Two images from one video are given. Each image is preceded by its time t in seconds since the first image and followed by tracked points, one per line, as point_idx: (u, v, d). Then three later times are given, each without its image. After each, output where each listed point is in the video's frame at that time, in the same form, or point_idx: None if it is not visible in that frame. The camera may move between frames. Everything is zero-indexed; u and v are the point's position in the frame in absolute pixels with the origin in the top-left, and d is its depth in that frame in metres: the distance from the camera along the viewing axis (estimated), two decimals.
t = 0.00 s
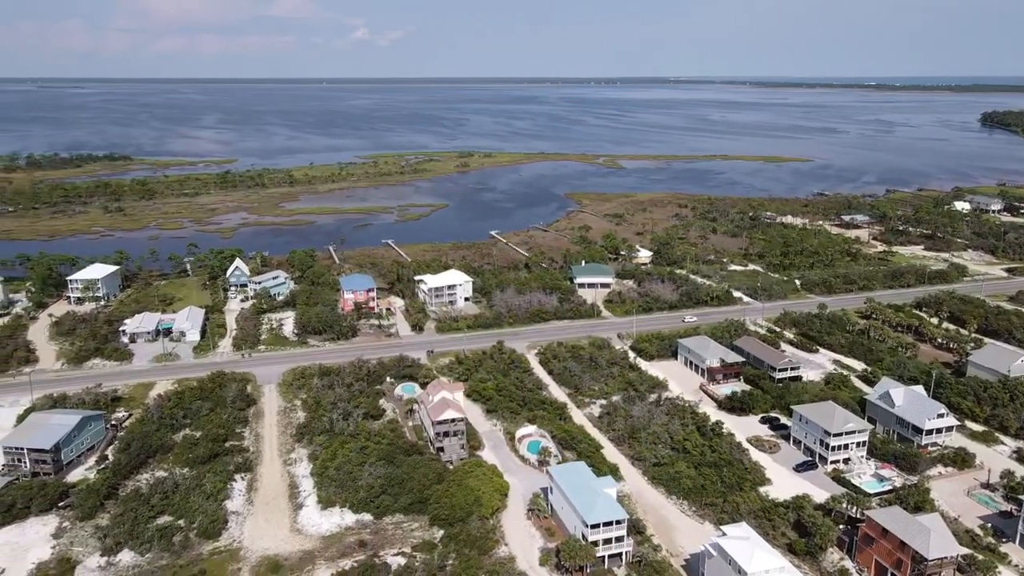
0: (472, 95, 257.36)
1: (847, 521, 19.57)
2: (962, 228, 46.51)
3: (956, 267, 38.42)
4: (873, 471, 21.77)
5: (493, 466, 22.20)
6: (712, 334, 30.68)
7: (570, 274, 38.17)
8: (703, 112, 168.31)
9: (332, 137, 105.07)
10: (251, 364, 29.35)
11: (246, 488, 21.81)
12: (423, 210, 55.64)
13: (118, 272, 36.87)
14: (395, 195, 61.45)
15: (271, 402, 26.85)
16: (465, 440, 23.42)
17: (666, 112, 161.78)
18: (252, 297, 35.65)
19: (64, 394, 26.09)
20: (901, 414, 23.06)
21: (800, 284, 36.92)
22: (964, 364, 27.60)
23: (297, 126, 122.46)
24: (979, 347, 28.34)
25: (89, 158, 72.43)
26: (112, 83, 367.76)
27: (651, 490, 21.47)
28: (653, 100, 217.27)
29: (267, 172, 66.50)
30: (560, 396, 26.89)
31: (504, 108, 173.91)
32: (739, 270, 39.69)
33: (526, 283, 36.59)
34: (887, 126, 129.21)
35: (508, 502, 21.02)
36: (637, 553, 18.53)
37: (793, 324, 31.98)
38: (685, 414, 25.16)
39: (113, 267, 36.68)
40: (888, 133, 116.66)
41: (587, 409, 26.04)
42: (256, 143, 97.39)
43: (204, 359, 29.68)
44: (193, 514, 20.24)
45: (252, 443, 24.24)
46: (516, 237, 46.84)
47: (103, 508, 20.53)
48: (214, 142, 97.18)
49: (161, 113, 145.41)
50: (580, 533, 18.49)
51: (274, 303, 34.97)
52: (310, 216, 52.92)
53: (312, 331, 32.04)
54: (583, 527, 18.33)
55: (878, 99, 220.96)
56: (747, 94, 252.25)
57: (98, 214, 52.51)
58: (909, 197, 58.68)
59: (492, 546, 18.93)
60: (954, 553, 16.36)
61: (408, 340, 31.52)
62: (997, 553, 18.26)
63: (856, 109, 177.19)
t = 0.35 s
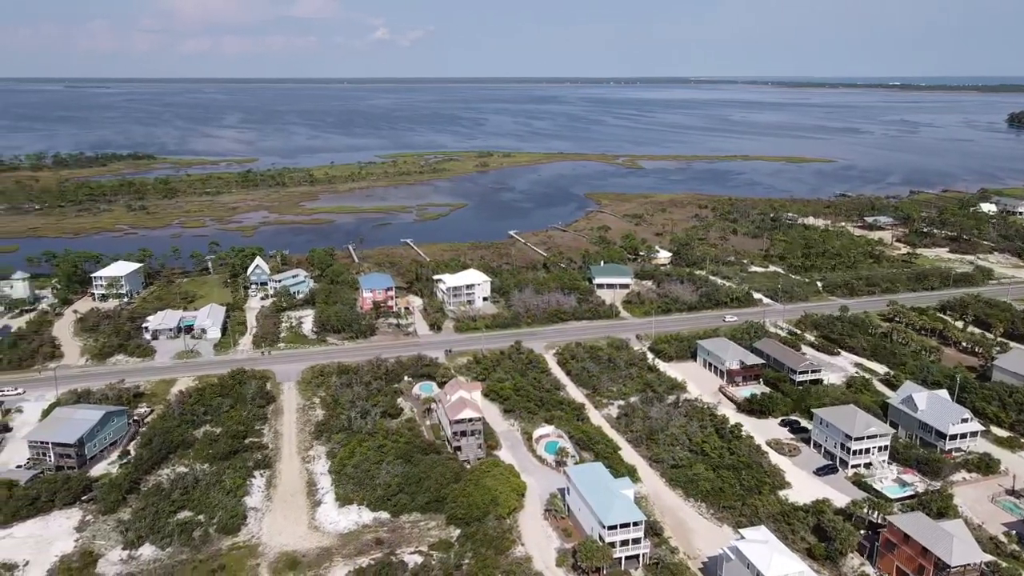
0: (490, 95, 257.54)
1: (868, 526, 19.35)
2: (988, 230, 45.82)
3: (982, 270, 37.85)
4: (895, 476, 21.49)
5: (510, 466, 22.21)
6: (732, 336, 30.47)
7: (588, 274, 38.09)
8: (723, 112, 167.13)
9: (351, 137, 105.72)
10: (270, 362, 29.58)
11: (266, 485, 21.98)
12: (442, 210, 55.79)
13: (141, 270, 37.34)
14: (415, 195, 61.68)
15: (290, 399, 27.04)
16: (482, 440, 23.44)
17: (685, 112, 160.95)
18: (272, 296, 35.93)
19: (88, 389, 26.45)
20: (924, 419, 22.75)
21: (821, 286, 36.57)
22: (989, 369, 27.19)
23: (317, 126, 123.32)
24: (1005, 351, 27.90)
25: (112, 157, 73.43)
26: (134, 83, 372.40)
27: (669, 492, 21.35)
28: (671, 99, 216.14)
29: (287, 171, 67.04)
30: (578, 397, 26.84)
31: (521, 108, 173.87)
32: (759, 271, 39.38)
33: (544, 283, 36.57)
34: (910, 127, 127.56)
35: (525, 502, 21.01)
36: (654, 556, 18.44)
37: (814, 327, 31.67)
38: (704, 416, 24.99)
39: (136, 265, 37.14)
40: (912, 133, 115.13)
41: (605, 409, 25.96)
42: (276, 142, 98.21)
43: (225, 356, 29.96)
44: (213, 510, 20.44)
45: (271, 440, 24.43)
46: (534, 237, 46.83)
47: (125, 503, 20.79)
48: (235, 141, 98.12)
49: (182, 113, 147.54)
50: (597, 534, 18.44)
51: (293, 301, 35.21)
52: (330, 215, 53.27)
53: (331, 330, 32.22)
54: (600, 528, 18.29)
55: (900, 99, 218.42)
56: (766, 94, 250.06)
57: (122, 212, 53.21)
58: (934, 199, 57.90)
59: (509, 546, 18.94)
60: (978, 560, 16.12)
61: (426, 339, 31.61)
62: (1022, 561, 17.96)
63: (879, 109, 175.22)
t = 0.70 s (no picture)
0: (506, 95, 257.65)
1: (888, 532, 19.12)
2: (1013, 233, 45.16)
3: (1006, 273, 37.31)
4: (915, 481, 21.23)
5: (526, 466, 22.20)
6: (750, 338, 30.27)
7: (606, 275, 38.01)
8: (741, 112, 166.02)
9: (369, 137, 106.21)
10: (288, 360, 29.79)
11: (283, 482, 22.13)
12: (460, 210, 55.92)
13: (162, 267, 37.76)
14: (433, 194, 61.86)
15: (308, 397, 27.21)
16: (498, 439, 23.46)
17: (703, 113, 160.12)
18: (290, 294, 36.18)
19: (109, 385, 26.78)
20: (946, 423, 22.46)
21: (841, 288, 36.24)
22: (1013, 373, 26.80)
23: (335, 126, 124.04)
24: None
25: (134, 156, 74.31)
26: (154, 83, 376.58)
27: (685, 494, 21.24)
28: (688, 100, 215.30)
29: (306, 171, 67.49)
30: (594, 397, 26.78)
31: (537, 108, 173.78)
32: (778, 273, 39.09)
33: (561, 283, 36.53)
34: (931, 127, 125.99)
35: (541, 502, 21.00)
36: (670, 558, 18.35)
37: (834, 329, 31.39)
38: (721, 418, 24.83)
39: (157, 263, 37.55)
40: (936, 134, 113.67)
41: (621, 411, 25.88)
42: (295, 142, 98.91)
43: (243, 354, 30.21)
44: (231, 506, 20.62)
45: (288, 437, 24.60)
46: (552, 237, 46.81)
47: (145, 498, 21.02)
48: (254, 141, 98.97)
49: (202, 112, 149.01)
50: (613, 536, 18.38)
51: (311, 300, 35.44)
52: (348, 214, 53.57)
53: (348, 328, 32.40)
54: (616, 529, 18.24)
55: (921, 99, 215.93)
56: (785, 95, 248.22)
57: (143, 211, 53.85)
58: (957, 200, 57.16)
59: (524, 546, 18.94)
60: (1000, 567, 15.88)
61: (443, 339, 31.69)
62: None
63: (900, 110, 173.35)
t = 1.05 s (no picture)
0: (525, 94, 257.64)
1: (912, 538, 18.84)
2: None
3: None
4: (940, 487, 20.91)
5: (545, 467, 22.17)
6: (772, 340, 30.01)
7: (626, 275, 37.87)
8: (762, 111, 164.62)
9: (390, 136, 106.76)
10: (308, 358, 30.02)
11: (303, 479, 22.29)
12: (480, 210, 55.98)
13: (186, 265, 38.21)
14: (453, 194, 62.02)
15: (328, 395, 27.39)
16: (517, 439, 23.46)
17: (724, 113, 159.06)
18: (311, 292, 36.45)
19: (133, 381, 27.16)
20: (972, 429, 22.11)
21: (866, 290, 35.82)
22: None
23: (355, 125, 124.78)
24: None
25: (158, 155, 75.30)
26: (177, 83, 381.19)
27: (704, 497, 21.10)
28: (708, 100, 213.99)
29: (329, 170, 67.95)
30: (613, 398, 26.69)
31: (556, 108, 173.63)
32: (801, 275, 38.71)
33: (581, 283, 36.45)
34: (958, 128, 124.13)
35: (559, 503, 20.97)
36: (689, 561, 18.23)
37: (858, 332, 31.02)
38: (742, 420, 24.64)
39: (181, 261, 38.01)
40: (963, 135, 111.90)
41: (641, 412, 25.78)
42: (316, 141, 99.68)
43: (265, 351, 30.47)
44: (252, 502, 20.80)
45: (308, 435, 24.77)
46: (572, 237, 46.73)
47: (167, 492, 21.27)
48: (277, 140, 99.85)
49: (224, 112, 150.67)
50: (631, 538, 18.30)
51: (332, 298, 35.68)
52: (369, 213, 53.87)
53: (368, 327, 32.59)
54: (634, 530, 18.16)
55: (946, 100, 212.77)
56: (806, 95, 245.76)
57: (167, 209, 54.54)
58: (985, 202, 56.23)
59: (542, 547, 18.92)
60: None
61: (463, 338, 31.76)
62: None
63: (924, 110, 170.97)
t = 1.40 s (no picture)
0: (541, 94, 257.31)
1: (934, 544, 18.56)
2: None
3: None
4: (964, 493, 20.58)
5: (562, 468, 22.14)
6: (792, 343, 29.76)
7: (645, 276, 37.75)
8: (783, 112, 163.53)
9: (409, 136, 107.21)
10: (327, 356, 30.21)
11: (321, 476, 22.42)
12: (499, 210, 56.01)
13: (207, 263, 38.61)
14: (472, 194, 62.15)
15: (346, 393, 27.54)
16: (534, 439, 23.44)
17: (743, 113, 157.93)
18: (331, 291, 36.68)
19: (155, 377, 27.49)
20: (996, 434, 21.73)
21: (888, 293, 35.42)
22: None
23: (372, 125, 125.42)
24: None
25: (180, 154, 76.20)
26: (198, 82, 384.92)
27: (723, 500, 20.95)
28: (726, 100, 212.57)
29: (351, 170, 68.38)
30: (631, 400, 26.60)
31: (573, 108, 173.34)
32: (823, 277, 38.35)
33: (600, 284, 36.36)
34: (984, 129, 122.26)
35: (576, 504, 20.92)
36: (707, 564, 18.12)
37: (880, 335, 30.68)
38: (762, 424, 24.43)
39: (203, 259, 38.43)
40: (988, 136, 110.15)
41: (659, 414, 25.67)
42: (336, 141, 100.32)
43: (284, 350, 30.70)
44: (270, 498, 20.97)
45: (327, 433, 24.91)
46: (591, 237, 46.63)
47: (187, 488, 21.49)
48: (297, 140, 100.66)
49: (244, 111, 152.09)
50: (648, 540, 18.21)
51: (351, 297, 35.88)
52: (389, 213, 54.11)
53: (387, 326, 32.75)
54: (651, 532, 18.06)
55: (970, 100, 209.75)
56: (827, 96, 243.38)
57: (190, 208, 55.16)
58: (1013, 205, 55.30)
59: (558, 547, 18.88)
60: None
61: (481, 338, 31.79)
62: None
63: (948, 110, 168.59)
